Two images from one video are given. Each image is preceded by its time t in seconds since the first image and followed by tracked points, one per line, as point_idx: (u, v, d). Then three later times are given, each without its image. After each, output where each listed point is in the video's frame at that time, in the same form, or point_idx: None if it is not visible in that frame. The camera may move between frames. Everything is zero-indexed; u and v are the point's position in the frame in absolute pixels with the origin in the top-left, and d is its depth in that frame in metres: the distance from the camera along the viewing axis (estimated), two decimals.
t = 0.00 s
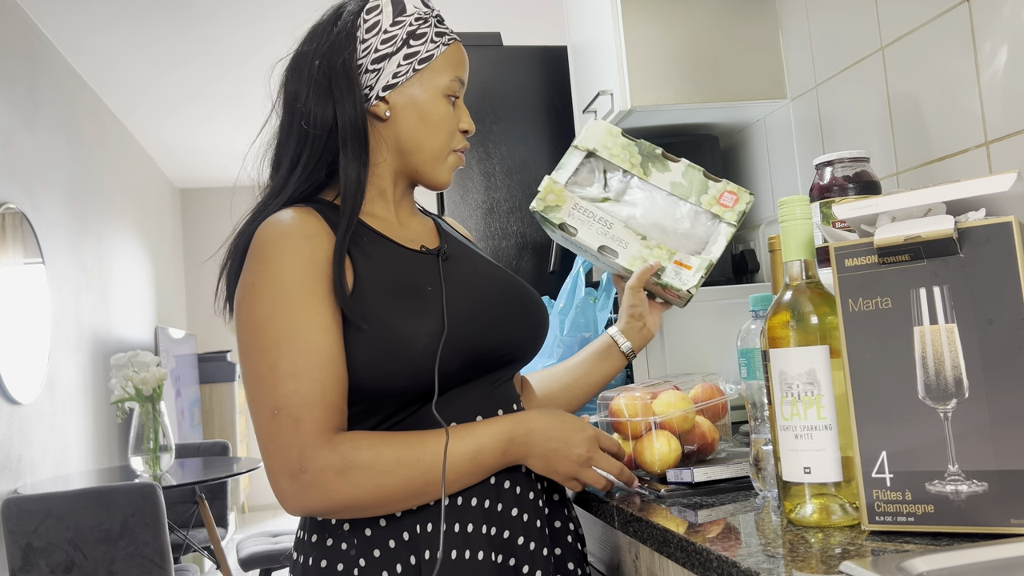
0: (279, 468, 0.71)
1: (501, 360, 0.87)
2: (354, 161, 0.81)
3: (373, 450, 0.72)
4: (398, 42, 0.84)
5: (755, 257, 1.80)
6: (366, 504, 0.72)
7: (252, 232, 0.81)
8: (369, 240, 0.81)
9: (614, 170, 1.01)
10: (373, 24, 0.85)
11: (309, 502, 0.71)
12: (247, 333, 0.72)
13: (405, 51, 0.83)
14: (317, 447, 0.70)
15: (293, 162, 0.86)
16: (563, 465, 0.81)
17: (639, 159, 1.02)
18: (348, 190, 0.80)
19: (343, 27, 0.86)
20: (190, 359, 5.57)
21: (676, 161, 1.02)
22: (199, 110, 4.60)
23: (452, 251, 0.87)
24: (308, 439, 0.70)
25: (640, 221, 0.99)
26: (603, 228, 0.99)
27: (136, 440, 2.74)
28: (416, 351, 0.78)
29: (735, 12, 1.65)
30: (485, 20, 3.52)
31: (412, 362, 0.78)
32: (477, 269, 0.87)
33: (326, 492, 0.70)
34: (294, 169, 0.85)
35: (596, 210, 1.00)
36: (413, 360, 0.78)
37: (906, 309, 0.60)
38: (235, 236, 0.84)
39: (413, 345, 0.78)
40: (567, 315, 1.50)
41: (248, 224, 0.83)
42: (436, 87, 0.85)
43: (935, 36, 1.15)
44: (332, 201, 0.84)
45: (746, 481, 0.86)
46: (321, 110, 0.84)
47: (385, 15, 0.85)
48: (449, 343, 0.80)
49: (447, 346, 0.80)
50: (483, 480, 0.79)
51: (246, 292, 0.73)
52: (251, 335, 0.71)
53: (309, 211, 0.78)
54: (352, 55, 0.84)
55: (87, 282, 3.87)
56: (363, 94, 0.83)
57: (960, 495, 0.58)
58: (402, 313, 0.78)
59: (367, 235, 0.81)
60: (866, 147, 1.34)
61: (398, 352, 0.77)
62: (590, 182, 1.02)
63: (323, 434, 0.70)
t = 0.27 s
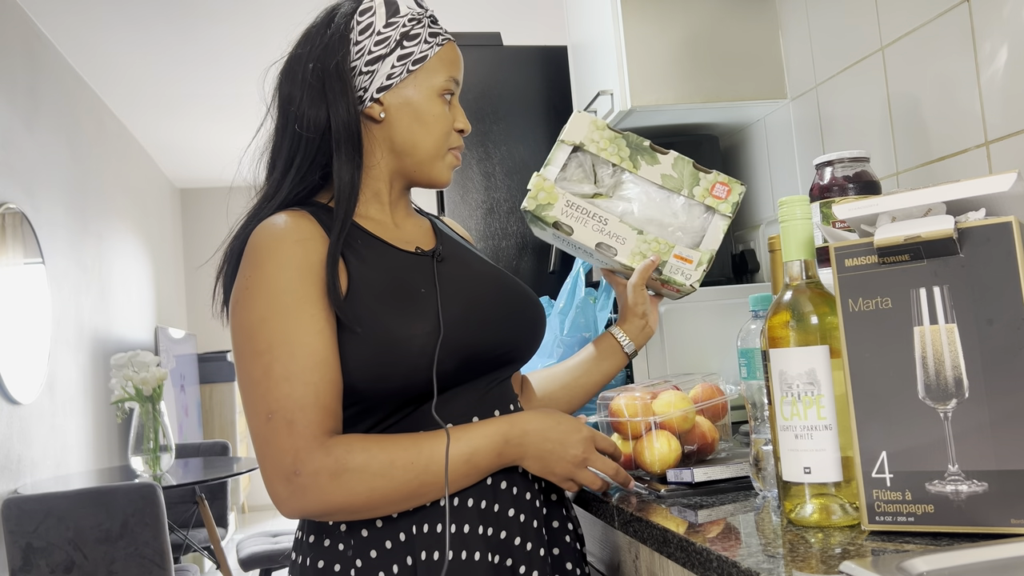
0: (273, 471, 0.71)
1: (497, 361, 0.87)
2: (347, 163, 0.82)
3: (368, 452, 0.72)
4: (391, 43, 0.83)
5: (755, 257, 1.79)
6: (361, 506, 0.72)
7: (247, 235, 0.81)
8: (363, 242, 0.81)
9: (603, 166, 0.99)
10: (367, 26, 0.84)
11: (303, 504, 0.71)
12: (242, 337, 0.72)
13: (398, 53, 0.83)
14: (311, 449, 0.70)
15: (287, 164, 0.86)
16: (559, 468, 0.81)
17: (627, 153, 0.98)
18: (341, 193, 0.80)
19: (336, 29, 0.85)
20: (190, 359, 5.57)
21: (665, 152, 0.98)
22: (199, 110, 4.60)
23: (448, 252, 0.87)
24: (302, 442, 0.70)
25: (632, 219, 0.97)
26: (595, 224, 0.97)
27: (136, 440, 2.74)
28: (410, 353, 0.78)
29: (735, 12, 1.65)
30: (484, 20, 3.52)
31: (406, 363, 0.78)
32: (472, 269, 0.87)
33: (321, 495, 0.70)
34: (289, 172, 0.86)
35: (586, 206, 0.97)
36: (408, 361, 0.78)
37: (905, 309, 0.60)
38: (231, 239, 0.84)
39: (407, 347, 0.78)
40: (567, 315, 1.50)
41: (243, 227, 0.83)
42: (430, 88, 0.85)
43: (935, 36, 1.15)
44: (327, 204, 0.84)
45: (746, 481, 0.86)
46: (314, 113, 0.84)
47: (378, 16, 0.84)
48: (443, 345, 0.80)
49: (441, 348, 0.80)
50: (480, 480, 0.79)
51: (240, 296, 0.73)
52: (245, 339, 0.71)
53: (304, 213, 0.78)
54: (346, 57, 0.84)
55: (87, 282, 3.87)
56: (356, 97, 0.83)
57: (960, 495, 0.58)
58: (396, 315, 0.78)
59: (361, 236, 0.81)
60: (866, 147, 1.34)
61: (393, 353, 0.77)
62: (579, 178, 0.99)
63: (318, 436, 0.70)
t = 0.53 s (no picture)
0: (273, 472, 0.71)
1: (497, 362, 0.87)
2: (347, 164, 0.82)
3: (368, 453, 0.72)
4: (392, 43, 0.83)
5: (755, 257, 1.79)
6: (359, 507, 0.72)
7: (247, 235, 0.81)
8: (362, 242, 0.81)
9: (605, 169, 0.99)
10: (368, 26, 0.84)
11: (302, 506, 0.71)
12: (241, 338, 0.72)
13: (399, 53, 0.83)
14: (310, 451, 0.70)
15: (286, 163, 0.86)
16: (559, 470, 0.81)
17: (630, 158, 0.99)
18: (341, 193, 0.80)
19: (337, 28, 0.85)
20: (190, 359, 5.57)
21: (667, 159, 0.99)
22: (199, 110, 4.60)
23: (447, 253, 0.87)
24: (301, 444, 0.70)
25: (632, 223, 0.98)
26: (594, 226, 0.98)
27: (136, 440, 2.74)
28: (409, 353, 0.78)
29: (735, 12, 1.65)
30: (484, 20, 3.52)
31: (406, 364, 0.78)
32: (471, 270, 0.87)
33: (320, 497, 0.70)
34: (288, 171, 0.86)
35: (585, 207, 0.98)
36: (407, 362, 0.78)
37: (905, 309, 0.60)
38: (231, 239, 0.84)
39: (406, 347, 0.78)
40: (567, 314, 1.50)
41: (242, 227, 0.83)
42: (431, 88, 0.85)
43: (935, 36, 1.15)
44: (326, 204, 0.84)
45: (746, 480, 0.86)
46: (314, 113, 0.84)
47: (379, 16, 0.85)
48: (443, 345, 0.80)
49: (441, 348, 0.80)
50: (480, 481, 0.79)
51: (239, 297, 0.73)
52: (245, 340, 0.71)
53: (304, 214, 0.78)
54: (346, 57, 0.84)
55: (87, 282, 3.87)
56: (356, 96, 0.83)
57: (960, 495, 0.58)
58: (396, 315, 0.78)
59: (360, 237, 0.81)
60: (866, 146, 1.34)
61: (392, 355, 0.77)
62: (581, 181, 1.00)
63: (317, 438, 0.70)
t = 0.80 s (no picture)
0: (274, 475, 0.71)
1: (496, 363, 0.88)
2: (348, 162, 0.81)
3: (368, 455, 0.72)
4: (394, 43, 0.83)
5: (755, 257, 1.80)
6: (360, 510, 0.72)
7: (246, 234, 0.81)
8: (362, 243, 0.81)
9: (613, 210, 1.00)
10: (370, 25, 0.84)
11: (303, 509, 0.71)
12: (241, 340, 0.72)
13: (401, 53, 0.83)
14: (310, 454, 0.70)
15: (286, 161, 0.86)
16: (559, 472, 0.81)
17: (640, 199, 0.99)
18: (341, 192, 0.80)
19: (339, 27, 0.85)
20: (190, 359, 5.58)
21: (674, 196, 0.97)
22: (199, 110, 4.60)
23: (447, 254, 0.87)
24: (302, 446, 0.69)
25: (632, 249, 0.96)
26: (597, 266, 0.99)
27: (136, 440, 2.74)
28: (409, 354, 0.78)
29: (736, 12, 1.65)
30: (485, 20, 3.52)
31: (407, 365, 0.78)
32: (470, 271, 0.87)
33: (321, 499, 0.70)
34: (288, 169, 0.85)
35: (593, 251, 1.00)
36: (409, 362, 0.78)
37: (906, 309, 0.60)
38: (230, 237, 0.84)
39: (406, 348, 0.77)
40: (567, 314, 1.50)
41: (241, 225, 0.83)
42: (432, 90, 0.85)
43: (936, 36, 1.15)
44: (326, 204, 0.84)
45: (746, 481, 0.86)
46: (315, 111, 0.84)
47: (382, 16, 0.84)
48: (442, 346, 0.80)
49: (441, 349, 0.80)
50: (480, 482, 0.79)
51: (239, 299, 0.73)
52: (245, 342, 0.71)
53: (304, 216, 0.78)
54: (349, 56, 0.84)
55: (87, 282, 3.87)
56: (358, 95, 0.83)
57: (960, 495, 0.58)
58: (396, 316, 0.78)
59: (360, 238, 0.81)
60: (866, 146, 1.34)
61: (392, 356, 0.77)
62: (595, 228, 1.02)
63: (317, 440, 0.70)
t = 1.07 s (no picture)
0: (268, 473, 0.71)
1: (495, 362, 0.88)
2: (349, 159, 0.81)
3: (367, 454, 0.72)
4: (396, 41, 0.84)
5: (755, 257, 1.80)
6: (358, 510, 0.72)
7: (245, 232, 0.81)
8: (362, 242, 0.81)
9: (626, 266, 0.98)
10: (372, 23, 0.84)
11: (297, 508, 0.71)
12: (238, 338, 0.72)
13: (402, 51, 0.84)
14: (307, 453, 0.70)
15: (287, 159, 0.86)
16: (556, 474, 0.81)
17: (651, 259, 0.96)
18: (342, 190, 0.80)
19: (340, 25, 0.85)
20: (190, 359, 5.58)
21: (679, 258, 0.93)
22: (199, 110, 4.60)
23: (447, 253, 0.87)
24: (297, 445, 0.69)
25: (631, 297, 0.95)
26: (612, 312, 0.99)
27: (136, 440, 2.74)
28: (407, 352, 0.78)
29: (736, 11, 1.65)
30: (485, 20, 3.52)
31: (406, 365, 0.78)
32: (470, 270, 0.87)
33: (315, 498, 0.70)
34: (288, 167, 0.85)
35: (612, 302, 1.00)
36: (408, 362, 0.78)
37: (906, 309, 0.60)
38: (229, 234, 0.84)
39: (405, 346, 0.77)
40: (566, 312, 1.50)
41: (241, 223, 0.83)
42: (434, 87, 0.86)
43: (936, 36, 1.15)
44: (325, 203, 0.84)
45: (746, 481, 0.85)
46: (317, 109, 0.84)
47: (383, 14, 0.85)
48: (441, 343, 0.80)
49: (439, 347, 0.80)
50: (478, 483, 0.80)
51: (237, 297, 0.73)
52: (242, 340, 0.71)
53: (304, 214, 0.78)
54: (351, 54, 0.84)
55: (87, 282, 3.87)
56: (361, 93, 0.83)
57: (960, 495, 0.58)
58: (394, 316, 0.78)
59: (360, 237, 0.81)
60: (866, 146, 1.34)
61: (391, 354, 0.77)
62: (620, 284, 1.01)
63: (313, 439, 0.70)
